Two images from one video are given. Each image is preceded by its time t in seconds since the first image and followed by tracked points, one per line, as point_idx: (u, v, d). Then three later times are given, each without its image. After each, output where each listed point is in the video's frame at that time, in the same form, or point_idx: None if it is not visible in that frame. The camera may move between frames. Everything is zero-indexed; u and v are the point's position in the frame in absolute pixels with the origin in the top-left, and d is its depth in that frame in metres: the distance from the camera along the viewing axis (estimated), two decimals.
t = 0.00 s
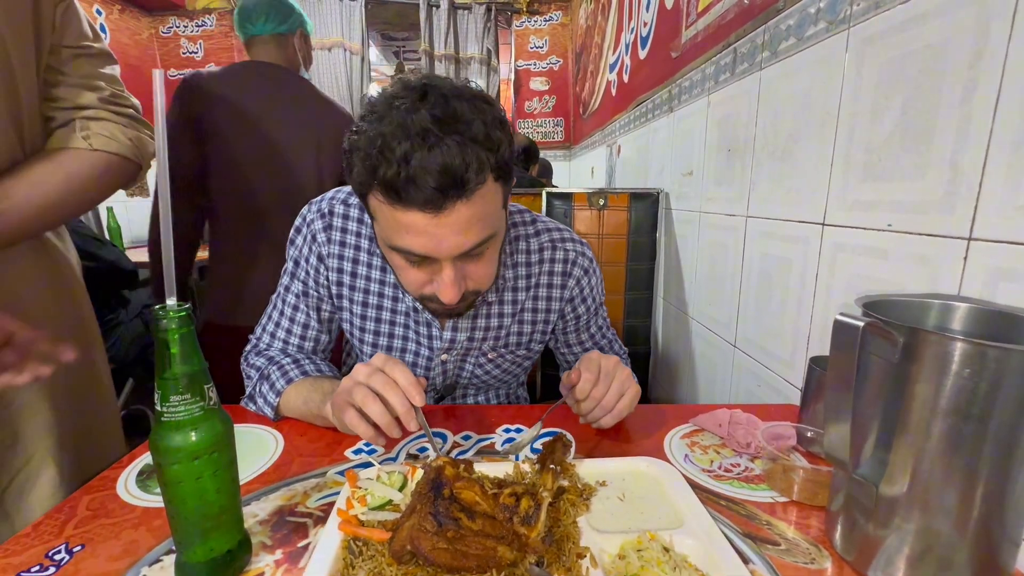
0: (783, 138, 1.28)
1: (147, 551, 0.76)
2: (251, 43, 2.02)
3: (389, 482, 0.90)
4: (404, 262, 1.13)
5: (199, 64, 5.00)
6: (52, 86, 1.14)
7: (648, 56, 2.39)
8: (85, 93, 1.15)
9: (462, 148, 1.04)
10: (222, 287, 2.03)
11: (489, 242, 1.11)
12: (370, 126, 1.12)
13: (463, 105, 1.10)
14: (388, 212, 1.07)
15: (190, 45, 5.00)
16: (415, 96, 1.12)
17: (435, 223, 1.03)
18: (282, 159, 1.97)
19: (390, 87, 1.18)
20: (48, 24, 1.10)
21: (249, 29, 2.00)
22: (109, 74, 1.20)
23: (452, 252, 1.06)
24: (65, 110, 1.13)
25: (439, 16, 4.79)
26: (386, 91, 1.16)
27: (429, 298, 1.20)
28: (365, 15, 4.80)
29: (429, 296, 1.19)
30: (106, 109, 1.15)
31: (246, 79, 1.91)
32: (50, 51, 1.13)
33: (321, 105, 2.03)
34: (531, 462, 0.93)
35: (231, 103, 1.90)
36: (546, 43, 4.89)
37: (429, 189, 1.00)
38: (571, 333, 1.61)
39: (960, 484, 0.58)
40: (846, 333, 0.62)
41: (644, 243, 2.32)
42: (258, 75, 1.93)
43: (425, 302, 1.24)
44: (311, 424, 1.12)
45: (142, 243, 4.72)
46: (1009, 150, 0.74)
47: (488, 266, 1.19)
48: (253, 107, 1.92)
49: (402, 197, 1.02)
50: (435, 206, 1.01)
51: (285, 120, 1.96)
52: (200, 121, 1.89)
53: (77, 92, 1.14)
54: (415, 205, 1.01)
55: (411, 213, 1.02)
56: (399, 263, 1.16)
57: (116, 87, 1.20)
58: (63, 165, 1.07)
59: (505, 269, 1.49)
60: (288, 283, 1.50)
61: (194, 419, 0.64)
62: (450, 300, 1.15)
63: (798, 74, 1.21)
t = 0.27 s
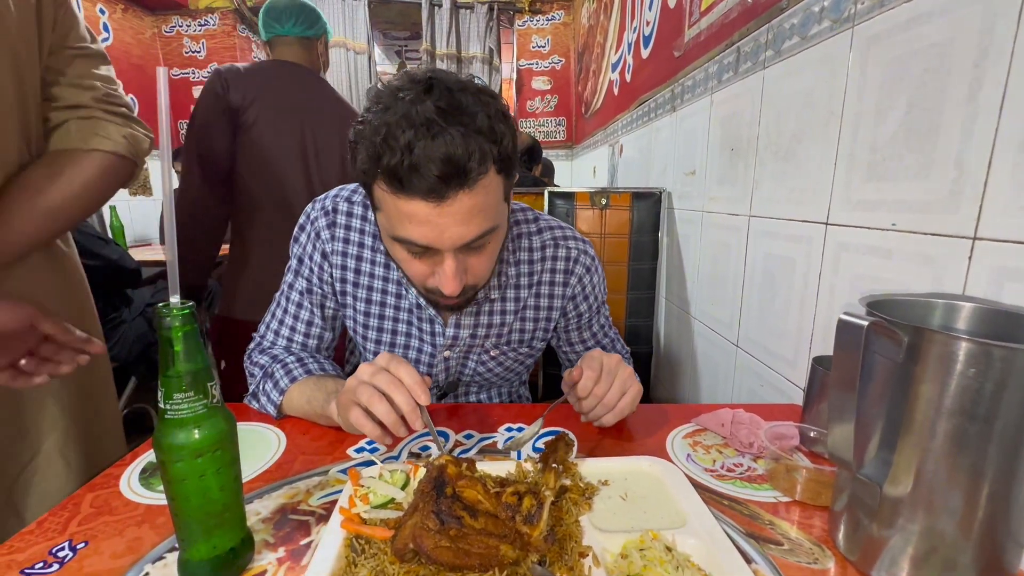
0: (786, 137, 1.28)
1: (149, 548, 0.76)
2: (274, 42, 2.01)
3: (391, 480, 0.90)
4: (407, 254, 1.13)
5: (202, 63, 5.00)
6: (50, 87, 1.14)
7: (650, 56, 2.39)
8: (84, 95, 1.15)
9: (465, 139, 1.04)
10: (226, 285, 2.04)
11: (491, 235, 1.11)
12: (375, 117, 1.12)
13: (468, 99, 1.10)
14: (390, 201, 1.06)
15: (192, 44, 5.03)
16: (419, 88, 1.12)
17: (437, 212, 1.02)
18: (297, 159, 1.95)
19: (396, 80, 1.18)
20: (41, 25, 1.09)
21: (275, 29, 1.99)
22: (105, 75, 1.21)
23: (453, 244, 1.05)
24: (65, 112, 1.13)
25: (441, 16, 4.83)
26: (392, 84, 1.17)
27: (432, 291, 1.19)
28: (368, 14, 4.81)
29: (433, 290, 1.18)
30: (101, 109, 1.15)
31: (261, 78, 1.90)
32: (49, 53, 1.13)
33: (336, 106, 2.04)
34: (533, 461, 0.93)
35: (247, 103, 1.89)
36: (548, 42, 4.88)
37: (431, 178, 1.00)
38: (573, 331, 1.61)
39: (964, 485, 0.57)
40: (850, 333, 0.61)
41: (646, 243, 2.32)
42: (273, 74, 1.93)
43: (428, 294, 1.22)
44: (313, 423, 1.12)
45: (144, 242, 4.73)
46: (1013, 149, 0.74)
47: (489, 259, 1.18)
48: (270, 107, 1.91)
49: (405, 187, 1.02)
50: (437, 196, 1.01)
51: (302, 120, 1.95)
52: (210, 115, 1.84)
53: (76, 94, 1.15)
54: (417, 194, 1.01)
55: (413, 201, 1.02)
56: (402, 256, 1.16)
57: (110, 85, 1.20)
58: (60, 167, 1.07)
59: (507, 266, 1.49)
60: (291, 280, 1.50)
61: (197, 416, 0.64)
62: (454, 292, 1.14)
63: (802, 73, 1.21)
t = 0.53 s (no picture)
0: (788, 137, 1.28)
1: (149, 547, 0.76)
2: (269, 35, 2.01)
3: (391, 479, 0.90)
4: (403, 236, 1.13)
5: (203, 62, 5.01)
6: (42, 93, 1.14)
7: (652, 55, 2.38)
8: (80, 103, 1.17)
9: (460, 119, 1.05)
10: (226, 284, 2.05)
11: (486, 217, 1.11)
12: (371, 101, 1.14)
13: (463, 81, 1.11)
14: (385, 181, 1.07)
15: (194, 43, 5.02)
16: (415, 72, 1.14)
17: (433, 190, 1.03)
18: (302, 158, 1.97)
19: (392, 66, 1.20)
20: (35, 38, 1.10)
21: (270, 21, 1.98)
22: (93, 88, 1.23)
23: (449, 223, 1.06)
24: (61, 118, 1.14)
25: (442, 16, 4.81)
26: (388, 70, 1.19)
27: (426, 274, 1.19)
28: (370, 14, 4.81)
29: (428, 274, 1.18)
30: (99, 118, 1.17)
31: (263, 75, 1.91)
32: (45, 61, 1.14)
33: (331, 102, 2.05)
34: (533, 461, 0.93)
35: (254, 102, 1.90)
36: (549, 42, 4.88)
37: (427, 155, 1.01)
38: (570, 325, 1.60)
39: (966, 486, 0.57)
40: (852, 333, 0.61)
41: (647, 243, 2.31)
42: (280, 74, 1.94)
43: (422, 279, 1.22)
44: (313, 422, 1.12)
45: (145, 240, 4.74)
46: (1016, 149, 0.74)
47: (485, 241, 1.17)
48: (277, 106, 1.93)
49: (401, 165, 1.03)
50: (432, 173, 1.01)
51: (306, 120, 1.97)
52: (213, 114, 1.85)
53: (73, 102, 1.16)
54: (413, 171, 1.02)
55: (409, 179, 1.03)
56: (398, 238, 1.16)
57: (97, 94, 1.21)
58: (65, 176, 1.09)
59: (503, 259, 1.49)
60: (292, 277, 1.50)
61: (196, 415, 0.64)
62: (450, 271, 1.13)
63: (803, 73, 1.21)
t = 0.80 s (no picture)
0: (790, 137, 1.28)
1: (152, 545, 0.76)
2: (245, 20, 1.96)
3: (393, 478, 0.90)
4: (404, 216, 1.14)
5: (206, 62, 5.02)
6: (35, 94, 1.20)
7: (654, 55, 2.38)
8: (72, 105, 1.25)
9: (456, 96, 1.07)
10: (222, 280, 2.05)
11: (483, 194, 1.11)
12: (370, 84, 1.16)
13: (459, 62, 1.14)
14: (385, 158, 1.08)
15: (197, 43, 5.01)
16: (412, 58, 1.16)
17: (432, 165, 1.03)
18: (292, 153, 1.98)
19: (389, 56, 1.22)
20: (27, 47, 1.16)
21: (244, 5, 1.93)
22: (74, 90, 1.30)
23: (448, 198, 1.06)
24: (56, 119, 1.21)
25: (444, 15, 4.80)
26: (385, 58, 1.21)
27: (426, 255, 1.19)
28: (372, 13, 4.82)
29: (430, 254, 1.18)
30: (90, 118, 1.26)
31: (243, 69, 1.88)
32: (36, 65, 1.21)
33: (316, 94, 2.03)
34: (535, 460, 0.93)
35: (240, 93, 1.88)
36: (551, 42, 4.88)
37: (426, 129, 1.02)
38: (567, 316, 1.58)
39: (970, 487, 0.57)
40: (856, 333, 0.62)
41: (649, 243, 2.31)
42: (266, 66, 1.92)
43: (422, 261, 1.23)
44: (315, 421, 1.12)
45: (148, 240, 4.76)
46: (1021, 148, 0.73)
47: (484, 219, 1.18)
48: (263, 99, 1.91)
49: (400, 140, 1.04)
50: (431, 147, 1.02)
51: (291, 115, 1.96)
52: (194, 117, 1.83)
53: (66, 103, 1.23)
54: (412, 146, 1.03)
55: (409, 154, 1.03)
56: (398, 220, 1.17)
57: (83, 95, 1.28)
58: (69, 171, 1.18)
59: (501, 250, 1.50)
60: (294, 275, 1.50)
61: (199, 413, 0.65)
62: (451, 248, 1.13)
63: (806, 72, 1.21)
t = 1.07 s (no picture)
0: (794, 137, 1.27)
1: (154, 545, 0.76)
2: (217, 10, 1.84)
3: (396, 479, 0.90)
4: (406, 205, 1.14)
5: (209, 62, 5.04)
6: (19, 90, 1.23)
7: (656, 56, 2.38)
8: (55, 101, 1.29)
9: (456, 82, 1.08)
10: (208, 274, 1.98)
11: (483, 181, 1.11)
12: (371, 74, 1.17)
13: (458, 51, 1.15)
14: (388, 146, 1.08)
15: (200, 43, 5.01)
16: (412, 50, 1.17)
17: (434, 150, 1.04)
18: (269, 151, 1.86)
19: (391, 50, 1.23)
20: (13, 48, 1.19)
21: None
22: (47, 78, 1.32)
23: (450, 183, 1.06)
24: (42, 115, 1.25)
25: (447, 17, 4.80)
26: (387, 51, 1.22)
27: (430, 245, 1.19)
28: (375, 15, 4.83)
29: (433, 244, 1.17)
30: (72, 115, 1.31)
31: (214, 66, 1.77)
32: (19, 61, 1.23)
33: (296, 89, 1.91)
34: (537, 461, 0.93)
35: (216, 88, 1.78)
36: (554, 43, 4.88)
37: (427, 114, 1.03)
38: (566, 312, 1.57)
39: (975, 490, 0.57)
40: (860, 334, 0.62)
41: (651, 244, 2.30)
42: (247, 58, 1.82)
43: (427, 253, 1.22)
44: (318, 421, 1.12)
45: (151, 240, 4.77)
46: None
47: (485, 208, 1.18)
48: (240, 92, 1.80)
49: (402, 126, 1.04)
50: (433, 132, 1.03)
51: (268, 111, 1.85)
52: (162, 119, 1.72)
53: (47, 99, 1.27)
54: (414, 132, 1.03)
55: (411, 140, 1.04)
56: (402, 211, 1.17)
57: (58, 87, 1.30)
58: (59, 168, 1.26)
59: (501, 246, 1.50)
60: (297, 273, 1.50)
61: (202, 413, 0.65)
62: (453, 234, 1.12)
63: (810, 73, 1.20)
